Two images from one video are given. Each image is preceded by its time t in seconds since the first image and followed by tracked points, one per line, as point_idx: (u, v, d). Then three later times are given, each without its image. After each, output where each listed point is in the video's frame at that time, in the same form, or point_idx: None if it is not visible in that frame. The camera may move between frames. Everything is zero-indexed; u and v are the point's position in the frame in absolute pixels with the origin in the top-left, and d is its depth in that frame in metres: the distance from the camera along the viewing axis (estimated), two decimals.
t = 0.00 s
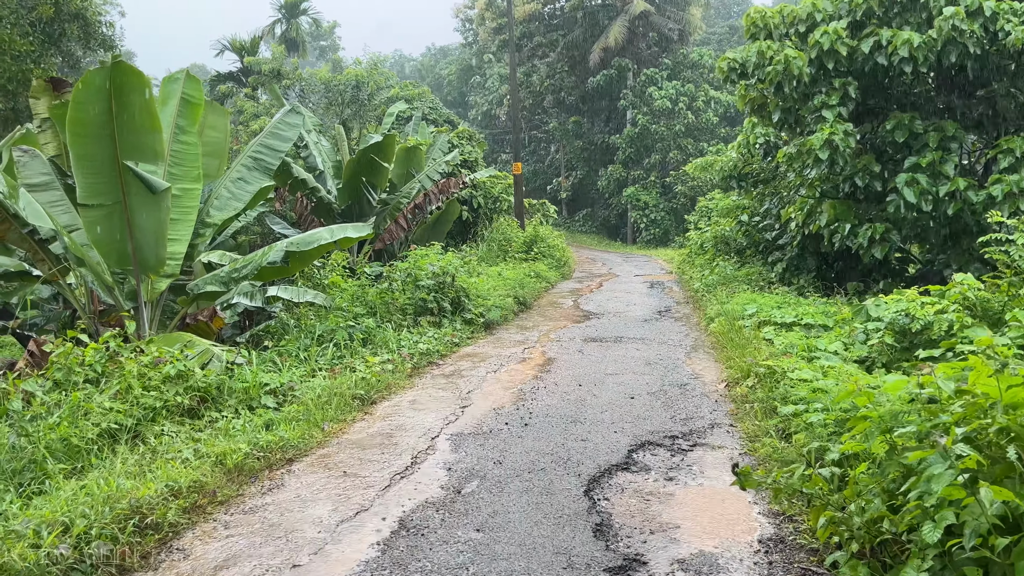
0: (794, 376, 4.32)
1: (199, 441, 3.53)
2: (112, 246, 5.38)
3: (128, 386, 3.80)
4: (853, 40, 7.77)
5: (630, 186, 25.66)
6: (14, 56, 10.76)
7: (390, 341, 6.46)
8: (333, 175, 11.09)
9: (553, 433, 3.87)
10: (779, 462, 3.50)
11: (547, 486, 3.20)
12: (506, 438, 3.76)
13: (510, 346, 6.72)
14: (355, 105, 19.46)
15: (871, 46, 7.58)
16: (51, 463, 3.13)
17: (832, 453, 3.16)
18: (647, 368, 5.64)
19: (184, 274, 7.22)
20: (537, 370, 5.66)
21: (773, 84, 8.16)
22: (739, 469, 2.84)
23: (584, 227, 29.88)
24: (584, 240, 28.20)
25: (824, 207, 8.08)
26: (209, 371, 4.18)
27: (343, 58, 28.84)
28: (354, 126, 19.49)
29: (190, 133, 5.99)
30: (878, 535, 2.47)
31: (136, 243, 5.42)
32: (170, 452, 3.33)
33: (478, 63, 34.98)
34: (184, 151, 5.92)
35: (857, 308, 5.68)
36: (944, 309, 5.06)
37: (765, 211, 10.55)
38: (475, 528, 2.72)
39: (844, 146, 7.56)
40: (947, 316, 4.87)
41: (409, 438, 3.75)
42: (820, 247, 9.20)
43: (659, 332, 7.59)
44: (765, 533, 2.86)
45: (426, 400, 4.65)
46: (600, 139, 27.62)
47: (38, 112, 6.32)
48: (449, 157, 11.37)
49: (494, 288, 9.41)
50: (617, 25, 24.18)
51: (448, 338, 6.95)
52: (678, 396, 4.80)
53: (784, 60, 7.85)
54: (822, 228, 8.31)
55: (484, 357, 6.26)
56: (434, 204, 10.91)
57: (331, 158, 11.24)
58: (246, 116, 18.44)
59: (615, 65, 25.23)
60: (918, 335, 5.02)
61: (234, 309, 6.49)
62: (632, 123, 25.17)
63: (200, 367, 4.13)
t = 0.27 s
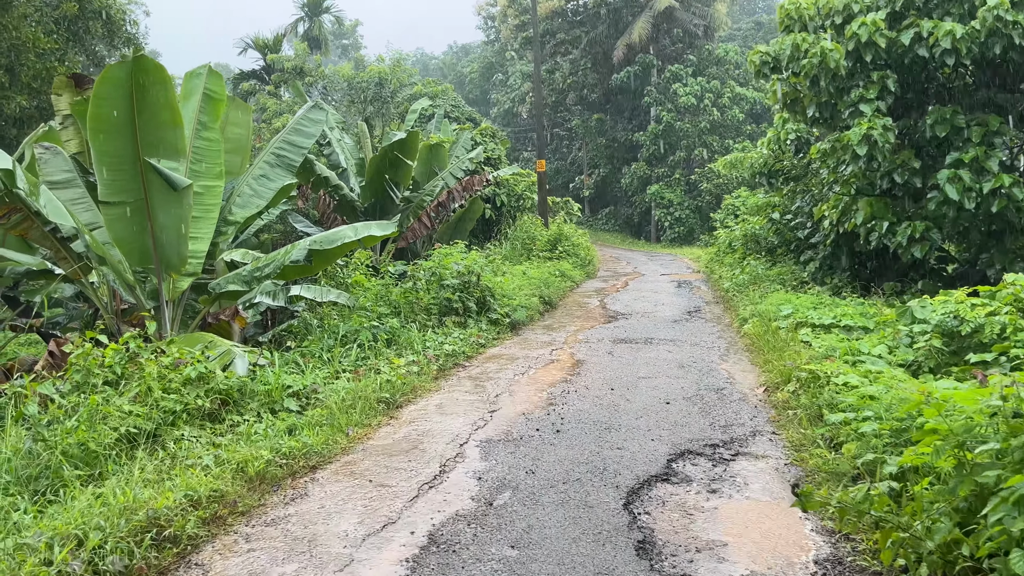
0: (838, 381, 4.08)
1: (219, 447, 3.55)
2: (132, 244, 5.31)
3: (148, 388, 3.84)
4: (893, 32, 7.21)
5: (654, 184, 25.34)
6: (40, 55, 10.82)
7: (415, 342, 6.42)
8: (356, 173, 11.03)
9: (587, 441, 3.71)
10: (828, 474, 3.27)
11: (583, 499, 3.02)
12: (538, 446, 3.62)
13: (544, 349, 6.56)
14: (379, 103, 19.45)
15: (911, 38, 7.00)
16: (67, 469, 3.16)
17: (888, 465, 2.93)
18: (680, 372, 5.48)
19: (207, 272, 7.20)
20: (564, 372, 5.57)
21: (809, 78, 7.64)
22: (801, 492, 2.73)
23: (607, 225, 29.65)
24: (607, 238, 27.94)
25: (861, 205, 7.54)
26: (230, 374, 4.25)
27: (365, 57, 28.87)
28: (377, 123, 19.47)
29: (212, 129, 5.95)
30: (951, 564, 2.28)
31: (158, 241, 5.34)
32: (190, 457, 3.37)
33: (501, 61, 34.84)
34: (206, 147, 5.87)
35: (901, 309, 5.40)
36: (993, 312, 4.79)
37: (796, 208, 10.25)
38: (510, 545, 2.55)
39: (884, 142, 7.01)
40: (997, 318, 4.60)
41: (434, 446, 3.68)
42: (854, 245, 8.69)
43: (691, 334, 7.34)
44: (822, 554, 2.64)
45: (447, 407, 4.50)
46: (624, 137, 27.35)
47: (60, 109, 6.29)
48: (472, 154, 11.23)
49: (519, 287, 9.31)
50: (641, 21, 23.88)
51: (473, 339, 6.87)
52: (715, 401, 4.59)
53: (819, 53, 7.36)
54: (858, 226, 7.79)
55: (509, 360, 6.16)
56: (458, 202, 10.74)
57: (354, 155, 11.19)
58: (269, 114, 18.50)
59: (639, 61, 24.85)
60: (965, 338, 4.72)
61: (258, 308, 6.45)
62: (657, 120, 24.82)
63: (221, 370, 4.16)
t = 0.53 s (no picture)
0: (880, 391, 3.86)
1: (233, 458, 3.65)
2: (147, 246, 5.21)
3: (161, 396, 3.89)
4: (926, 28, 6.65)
5: (672, 184, 25.07)
6: (58, 55, 10.84)
7: (433, 347, 6.60)
8: (373, 173, 10.98)
9: (617, 454, 3.61)
10: (874, 492, 3.07)
11: (614, 518, 2.89)
12: (566, 460, 3.56)
13: (558, 359, 6.44)
14: (396, 102, 19.41)
15: (946, 34, 6.50)
16: (75, 482, 3.14)
17: (943, 485, 2.72)
18: (709, 378, 5.38)
19: (223, 274, 7.14)
20: (584, 380, 5.50)
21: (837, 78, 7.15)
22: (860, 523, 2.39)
23: (624, 225, 29.41)
24: (624, 239, 27.68)
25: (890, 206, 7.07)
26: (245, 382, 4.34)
27: (382, 56, 28.86)
28: (394, 123, 19.42)
29: (229, 129, 5.88)
30: None
31: (173, 242, 5.24)
32: (203, 469, 3.39)
33: (517, 60, 34.72)
34: (223, 147, 5.79)
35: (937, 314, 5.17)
36: None
37: (821, 209, 10.01)
38: (539, 569, 2.42)
39: (917, 141, 6.51)
40: None
41: (451, 455, 3.70)
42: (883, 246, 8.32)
43: (715, 339, 7.13)
44: None
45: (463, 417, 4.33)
46: (642, 136, 27.14)
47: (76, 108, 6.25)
48: (491, 154, 11.12)
49: (539, 289, 9.46)
50: (660, 20, 23.61)
51: (493, 344, 7.05)
52: (747, 412, 4.43)
53: (849, 50, 6.83)
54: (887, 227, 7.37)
55: (528, 365, 6.26)
56: (475, 203, 10.60)
57: (372, 155, 11.14)
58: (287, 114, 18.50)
59: (658, 60, 24.60)
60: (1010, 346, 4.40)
61: (276, 311, 6.37)
62: (675, 119, 24.53)
63: (235, 378, 4.27)
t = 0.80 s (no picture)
0: (910, 399, 3.67)
1: (233, 467, 3.72)
2: (149, 246, 5.10)
3: (159, 403, 4.00)
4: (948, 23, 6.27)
5: (682, 184, 24.86)
6: (64, 53, 10.78)
7: (442, 351, 6.52)
8: (381, 173, 10.89)
9: (635, 467, 3.54)
10: (911, 509, 2.89)
11: (633, 536, 2.77)
12: (582, 473, 3.49)
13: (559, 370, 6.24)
14: (403, 101, 19.31)
15: (968, 30, 6.11)
16: (67, 495, 3.12)
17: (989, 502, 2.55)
18: (727, 385, 5.25)
19: (227, 275, 7.03)
20: (596, 387, 5.37)
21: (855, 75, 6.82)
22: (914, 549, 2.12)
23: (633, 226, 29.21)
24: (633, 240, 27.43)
25: (910, 206, 6.77)
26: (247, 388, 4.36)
27: (390, 56, 28.79)
28: (401, 123, 19.31)
29: (233, 126, 5.74)
30: None
31: (175, 242, 5.12)
32: (203, 480, 3.36)
33: (525, 60, 34.60)
34: (227, 145, 5.65)
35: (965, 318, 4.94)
36: None
37: (837, 209, 9.77)
38: None
39: (939, 138, 6.17)
40: None
41: (454, 463, 3.72)
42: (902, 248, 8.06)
43: (730, 343, 6.94)
44: None
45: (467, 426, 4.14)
46: (651, 136, 26.96)
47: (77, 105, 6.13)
48: (500, 154, 10.92)
49: (550, 291, 9.49)
50: (669, 19, 23.41)
51: (504, 347, 7.07)
52: (770, 420, 4.27)
53: (869, 46, 6.47)
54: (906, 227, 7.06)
55: (540, 371, 6.19)
56: (483, 203, 10.43)
57: (380, 154, 11.05)
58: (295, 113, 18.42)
59: (668, 59, 24.41)
60: None
61: (284, 313, 6.23)
62: (685, 119, 24.32)
63: (236, 384, 4.37)
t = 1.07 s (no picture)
0: (931, 414, 3.50)
1: (222, 487, 3.64)
2: (139, 251, 4.92)
3: (145, 416, 3.89)
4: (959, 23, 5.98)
5: (681, 187, 24.72)
6: (57, 52, 10.62)
7: (440, 359, 6.37)
8: (378, 175, 10.67)
9: (644, 486, 3.47)
10: (940, 535, 2.73)
11: (642, 566, 2.68)
12: (589, 492, 3.45)
13: (559, 383, 6.06)
14: (402, 103, 19.15)
15: (979, 31, 5.83)
16: (43, 517, 3.00)
17: None
18: (737, 396, 5.15)
19: (220, 281, 6.86)
20: (599, 400, 5.24)
21: (863, 77, 6.58)
22: None
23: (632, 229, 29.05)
24: (633, 242, 27.27)
25: (918, 209, 6.51)
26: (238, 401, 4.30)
27: (389, 57, 28.63)
28: (399, 124, 19.15)
29: (226, 127, 5.56)
30: None
31: (165, 246, 4.94)
32: (190, 500, 3.33)
33: (524, 62, 34.49)
34: (219, 147, 5.49)
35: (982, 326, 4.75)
36: None
37: (842, 213, 9.60)
38: None
39: (951, 141, 5.91)
40: None
41: (444, 481, 3.75)
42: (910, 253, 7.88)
43: (736, 353, 6.77)
44: None
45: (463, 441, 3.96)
46: (650, 139, 26.82)
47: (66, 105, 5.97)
48: (499, 157, 10.87)
49: (551, 296, 9.49)
50: (669, 21, 23.26)
51: (505, 354, 7.03)
52: (783, 434, 4.14)
53: (877, 47, 6.21)
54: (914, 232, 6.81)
55: (544, 383, 6.06)
56: (483, 206, 10.28)
57: (378, 156, 10.84)
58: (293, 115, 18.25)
59: (668, 61, 24.29)
60: None
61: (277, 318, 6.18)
62: (685, 121, 24.17)
63: (227, 396, 4.25)
